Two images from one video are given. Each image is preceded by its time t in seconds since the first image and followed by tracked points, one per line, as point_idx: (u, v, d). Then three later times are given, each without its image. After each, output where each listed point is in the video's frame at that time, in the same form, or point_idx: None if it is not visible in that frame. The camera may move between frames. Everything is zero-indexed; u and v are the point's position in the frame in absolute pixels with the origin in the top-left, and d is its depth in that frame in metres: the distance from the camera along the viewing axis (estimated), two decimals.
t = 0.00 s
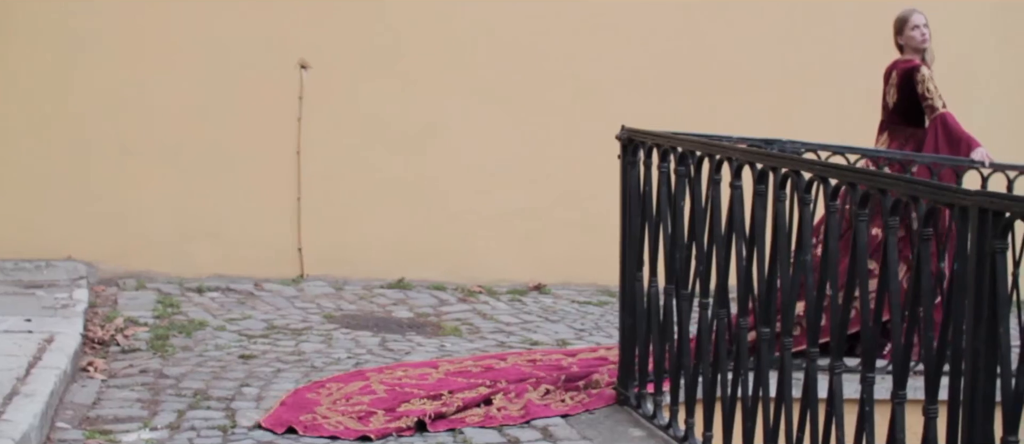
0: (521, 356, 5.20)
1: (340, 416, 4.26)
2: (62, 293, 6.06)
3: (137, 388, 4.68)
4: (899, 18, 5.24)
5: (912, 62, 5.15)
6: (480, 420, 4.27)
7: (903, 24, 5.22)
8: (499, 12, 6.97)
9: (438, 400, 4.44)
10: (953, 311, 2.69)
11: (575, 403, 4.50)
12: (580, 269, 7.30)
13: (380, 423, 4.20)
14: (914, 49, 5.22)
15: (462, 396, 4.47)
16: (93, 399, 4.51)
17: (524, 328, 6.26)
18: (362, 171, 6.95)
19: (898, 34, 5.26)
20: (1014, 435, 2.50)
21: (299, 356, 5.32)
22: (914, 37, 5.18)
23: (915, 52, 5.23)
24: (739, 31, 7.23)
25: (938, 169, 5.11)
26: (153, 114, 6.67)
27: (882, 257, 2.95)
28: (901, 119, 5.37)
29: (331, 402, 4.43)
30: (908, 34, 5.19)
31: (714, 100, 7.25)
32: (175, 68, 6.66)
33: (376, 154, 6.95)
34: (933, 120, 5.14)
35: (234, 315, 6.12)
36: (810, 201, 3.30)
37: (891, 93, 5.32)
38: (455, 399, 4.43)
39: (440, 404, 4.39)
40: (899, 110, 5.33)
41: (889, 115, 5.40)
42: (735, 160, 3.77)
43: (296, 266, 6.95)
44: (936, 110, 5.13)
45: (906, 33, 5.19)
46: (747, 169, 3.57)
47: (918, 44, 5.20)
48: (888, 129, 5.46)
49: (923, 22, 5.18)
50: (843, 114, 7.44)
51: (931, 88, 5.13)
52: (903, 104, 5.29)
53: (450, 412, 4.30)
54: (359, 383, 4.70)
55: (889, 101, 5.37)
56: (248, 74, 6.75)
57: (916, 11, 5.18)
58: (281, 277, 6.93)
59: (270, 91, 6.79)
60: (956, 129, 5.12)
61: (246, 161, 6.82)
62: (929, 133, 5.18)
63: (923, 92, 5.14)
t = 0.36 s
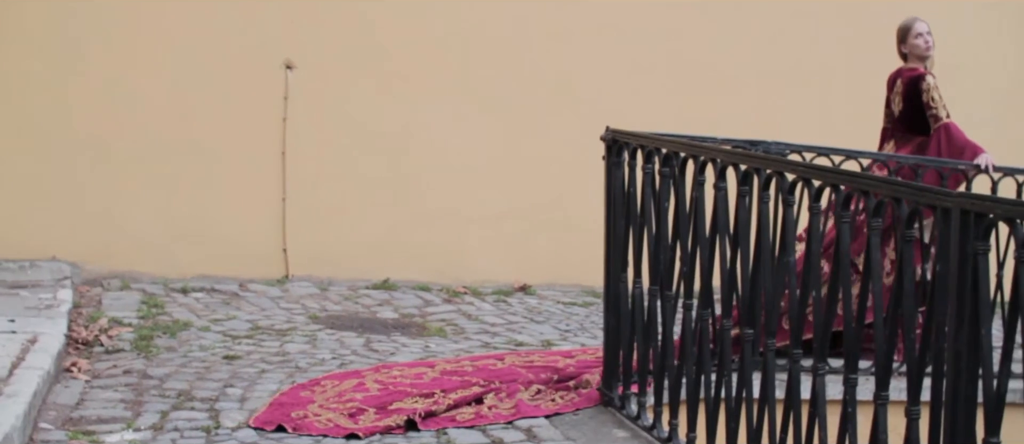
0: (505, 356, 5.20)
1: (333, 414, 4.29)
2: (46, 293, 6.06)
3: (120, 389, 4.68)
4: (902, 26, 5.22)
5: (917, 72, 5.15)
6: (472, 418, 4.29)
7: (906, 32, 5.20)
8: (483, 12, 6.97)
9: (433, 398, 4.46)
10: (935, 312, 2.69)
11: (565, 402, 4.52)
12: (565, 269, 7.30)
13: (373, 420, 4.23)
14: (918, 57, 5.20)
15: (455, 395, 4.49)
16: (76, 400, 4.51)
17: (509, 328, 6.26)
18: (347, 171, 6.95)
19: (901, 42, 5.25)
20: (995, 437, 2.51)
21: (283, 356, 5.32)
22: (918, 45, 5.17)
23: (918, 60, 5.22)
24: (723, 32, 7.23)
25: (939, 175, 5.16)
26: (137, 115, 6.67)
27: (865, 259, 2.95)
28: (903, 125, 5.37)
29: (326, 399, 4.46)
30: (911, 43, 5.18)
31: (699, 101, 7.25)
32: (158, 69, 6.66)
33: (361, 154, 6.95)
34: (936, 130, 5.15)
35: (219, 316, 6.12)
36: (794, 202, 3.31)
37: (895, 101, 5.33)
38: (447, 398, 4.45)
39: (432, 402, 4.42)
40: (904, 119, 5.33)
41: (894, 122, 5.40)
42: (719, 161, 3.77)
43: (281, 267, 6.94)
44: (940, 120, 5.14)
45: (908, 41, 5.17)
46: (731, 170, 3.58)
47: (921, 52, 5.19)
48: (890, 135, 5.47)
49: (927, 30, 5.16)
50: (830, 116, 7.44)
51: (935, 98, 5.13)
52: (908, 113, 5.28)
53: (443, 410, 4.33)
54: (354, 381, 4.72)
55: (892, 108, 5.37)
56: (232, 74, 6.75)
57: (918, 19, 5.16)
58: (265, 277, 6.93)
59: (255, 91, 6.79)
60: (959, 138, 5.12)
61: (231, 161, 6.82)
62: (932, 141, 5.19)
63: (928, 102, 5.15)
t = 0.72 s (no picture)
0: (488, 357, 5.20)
1: (335, 408, 4.34)
2: (27, 293, 6.04)
3: (101, 389, 4.67)
4: (908, 30, 5.28)
5: (921, 74, 5.18)
6: (472, 412, 4.35)
7: (911, 36, 5.26)
8: (466, 12, 6.96)
9: (434, 392, 4.50)
10: (915, 313, 2.70)
11: (563, 397, 4.58)
12: (548, 270, 7.30)
13: (373, 414, 4.28)
14: (924, 61, 5.26)
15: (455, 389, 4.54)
16: (58, 400, 4.50)
17: (492, 328, 6.26)
18: (330, 171, 6.94)
19: (907, 46, 5.31)
20: (974, 437, 2.51)
21: (265, 356, 5.32)
22: (923, 49, 5.22)
23: (924, 64, 5.27)
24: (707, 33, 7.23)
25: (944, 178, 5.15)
26: (119, 114, 6.66)
27: (846, 259, 2.95)
28: (910, 130, 5.40)
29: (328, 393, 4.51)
30: (916, 46, 5.23)
31: (682, 102, 7.25)
32: (140, 68, 6.65)
33: (344, 154, 6.94)
34: (940, 134, 5.17)
35: (201, 315, 6.11)
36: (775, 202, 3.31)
37: (902, 105, 5.36)
38: (448, 391, 4.50)
39: (433, 395, 4.47)
40: (910, 123, 5.37)
41: (900, 126, 5.44)
42: (700, 161, 3.77)
43: (263, 267, 6.93)
44: (944, 124, 5.17)
45: (914, 45, 5.23)
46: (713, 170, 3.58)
47: (926, 56, 5.24)
48: (898, 140, 5.51)
49: (932, 34, 5.22)
50: (814, 117, 7.44)
51: (939, 102, 5.16)
52: (913, 117, 5.33)
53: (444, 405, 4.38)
54: (356, 377, 4.77)
55: (899, 113, 5.40)
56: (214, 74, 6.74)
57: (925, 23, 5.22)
58: (248, 277, 6.92)
59: (238, 90, 6.78)
60: (963, 141, 5.13)
61: (213, 161, 6.81)
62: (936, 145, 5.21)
63: (931, 105, 5.17)
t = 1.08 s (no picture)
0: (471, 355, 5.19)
1: (342, 402, 4.40)
2: (8, 293, 6.02)
3: (82, 388, 4.66)
4: (914, 27, 5.28)
5: (925, 73, 5.20)
6: (476, 404, 4.42)
7: (915, 34, 5.27)
8: (448, 10, 6.95)
9: (438, 385, 4.56)
10: (895, 310, 2.70)
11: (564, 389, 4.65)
12: (531, 268, 7.29)
13: (383, 407, 4.35)
14: (926, 60, 5.27)
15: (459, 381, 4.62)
16: (38, 400, 4.48)
17: (474, 327, 6.25)
18: (311, 169, 6.93)
19: (910, 44, 5.32)
20: (954, 433, 2.52)
21: (247, 355, 5.30)
22: (926, 48, 5.23)
23: (926, 62, 5.28)
24: (688, 31, 7.24)
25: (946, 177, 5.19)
26: (98, 113, 6.66)
27: (826, 257, 2.96)
28: (908, 127, 5.42)
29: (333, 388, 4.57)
30: (921, 45, 5.24)
31: (663, 100, 7.25)
32: (120, 66, 6.64)
33: (326, 152, 6.93)
34: (942, 132, 5.20)
35: (182, 315, 6.10)
36: (756, 200, 3.31)
37: (901, 103, 5.38)
38: (451, 384, 4.58)
39: (437, 387, 4.54)
40: (908, 120, 5.39)
41: (898, 122, 5.45)
42: (682, 159, 3.77)
43: (245, 266, 6.92)
44: (945, 123, 5.19)
45: (918, 43, 5.24)
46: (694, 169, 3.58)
47: (928, 54, 5.26)
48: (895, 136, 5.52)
49: (937, 34, 5.23)
50: (795, 114, 7.45)
51: (941, 101, 5.18)
52: (911, 114, 5.34)
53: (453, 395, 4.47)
54: (359, 372, 4.83)
55: (897, 110, 5.42)
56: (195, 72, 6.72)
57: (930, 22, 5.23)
58: (230, 276, 6.90)
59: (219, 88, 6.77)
60: (966, 141, 5.16)
61: (194, 159, 6.80)
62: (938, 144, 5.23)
63: (934, 104, 5.19)
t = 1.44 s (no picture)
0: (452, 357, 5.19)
1: (344, 399, 4.46)
2: None
3: (63, 391, 4.65)
4: (913, 27, 5.29)
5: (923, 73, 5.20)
6: (474, 402, 4.49)
7: (914, 34, 5.28)
8: (429, 11, 6.95)
9: (439, 384, 4.63)
10: (874, 310, 2.71)
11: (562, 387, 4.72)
12: (513, 269, 7.29)
13: (384, 405, 4.43)
14: (925, 61, 5.28)
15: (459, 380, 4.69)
16: (19, 403, 4.48)
17: (456, 328, 6.25)
18: (292, 171, 6.93)
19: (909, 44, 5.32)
20: (932, 433, 2.53)
21: (229, 358, 5.30)
22: (927, 50, 5.24)
23: (923, 62, 5.30)
24: (669, 32, 7.24)
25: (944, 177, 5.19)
26: (79, 115, 6.65)
27: (805, 258, 2.96)
28: (904, 126, 5.41)
29: (333, 387, 4.63)
30: (921, 47, 5.25)
31: (645, 101, 7.25)
32: (100, 68, 6.64)
33: (307, 154, 6.93)
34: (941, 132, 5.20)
35: (164, 317, 6.09)
36: (735, 201, 3.31)
37: (897, 101, 5.38)
38: (451, 383, 4.65)
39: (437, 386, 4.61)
40: (904, 119, 5.38)
41: (894, 122, 5.46)
42: (663, 160, 3.77)
43: (227, 268, 6.91)
44: (943, 122, 5.20)
45: (919, 45, 5.25)
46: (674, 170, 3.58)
47: (926, 55, 5.27)
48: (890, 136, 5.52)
49: (938, 36, 5.24)
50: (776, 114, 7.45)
51: (939, 101, 5.20)
52: (907, 114, 5.35)
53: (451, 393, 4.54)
54: (361, 372, 4.90)
55: (893, 109, 5.41)
56: (175, 74, 6.72)
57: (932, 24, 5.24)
58: (212, 279, 6.90)
59: (198, 90, 6.76)
60: (966, 142, 5.17)
61: (175, 161, 6.79)
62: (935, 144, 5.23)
63: (931, 104, 5.20)
